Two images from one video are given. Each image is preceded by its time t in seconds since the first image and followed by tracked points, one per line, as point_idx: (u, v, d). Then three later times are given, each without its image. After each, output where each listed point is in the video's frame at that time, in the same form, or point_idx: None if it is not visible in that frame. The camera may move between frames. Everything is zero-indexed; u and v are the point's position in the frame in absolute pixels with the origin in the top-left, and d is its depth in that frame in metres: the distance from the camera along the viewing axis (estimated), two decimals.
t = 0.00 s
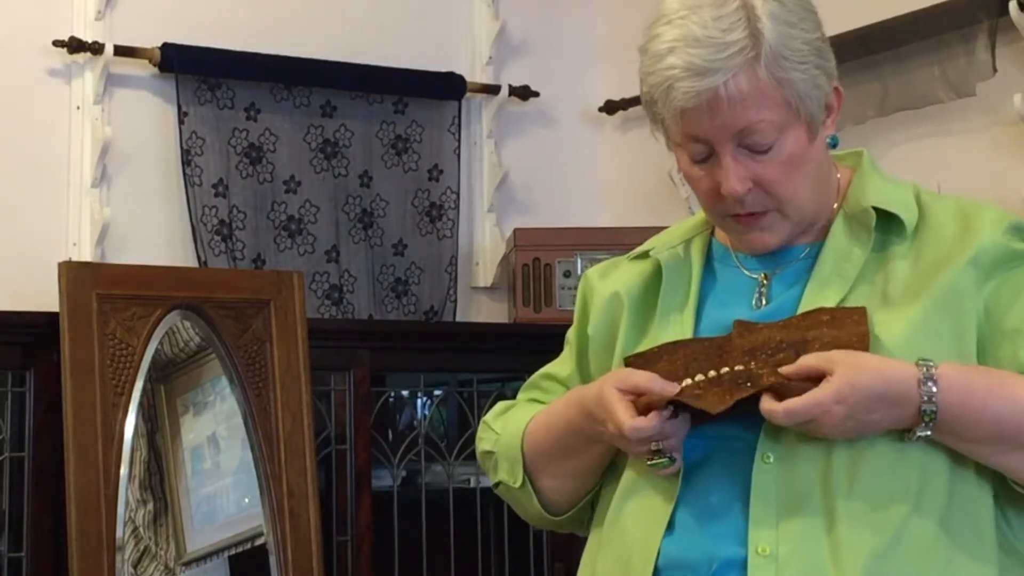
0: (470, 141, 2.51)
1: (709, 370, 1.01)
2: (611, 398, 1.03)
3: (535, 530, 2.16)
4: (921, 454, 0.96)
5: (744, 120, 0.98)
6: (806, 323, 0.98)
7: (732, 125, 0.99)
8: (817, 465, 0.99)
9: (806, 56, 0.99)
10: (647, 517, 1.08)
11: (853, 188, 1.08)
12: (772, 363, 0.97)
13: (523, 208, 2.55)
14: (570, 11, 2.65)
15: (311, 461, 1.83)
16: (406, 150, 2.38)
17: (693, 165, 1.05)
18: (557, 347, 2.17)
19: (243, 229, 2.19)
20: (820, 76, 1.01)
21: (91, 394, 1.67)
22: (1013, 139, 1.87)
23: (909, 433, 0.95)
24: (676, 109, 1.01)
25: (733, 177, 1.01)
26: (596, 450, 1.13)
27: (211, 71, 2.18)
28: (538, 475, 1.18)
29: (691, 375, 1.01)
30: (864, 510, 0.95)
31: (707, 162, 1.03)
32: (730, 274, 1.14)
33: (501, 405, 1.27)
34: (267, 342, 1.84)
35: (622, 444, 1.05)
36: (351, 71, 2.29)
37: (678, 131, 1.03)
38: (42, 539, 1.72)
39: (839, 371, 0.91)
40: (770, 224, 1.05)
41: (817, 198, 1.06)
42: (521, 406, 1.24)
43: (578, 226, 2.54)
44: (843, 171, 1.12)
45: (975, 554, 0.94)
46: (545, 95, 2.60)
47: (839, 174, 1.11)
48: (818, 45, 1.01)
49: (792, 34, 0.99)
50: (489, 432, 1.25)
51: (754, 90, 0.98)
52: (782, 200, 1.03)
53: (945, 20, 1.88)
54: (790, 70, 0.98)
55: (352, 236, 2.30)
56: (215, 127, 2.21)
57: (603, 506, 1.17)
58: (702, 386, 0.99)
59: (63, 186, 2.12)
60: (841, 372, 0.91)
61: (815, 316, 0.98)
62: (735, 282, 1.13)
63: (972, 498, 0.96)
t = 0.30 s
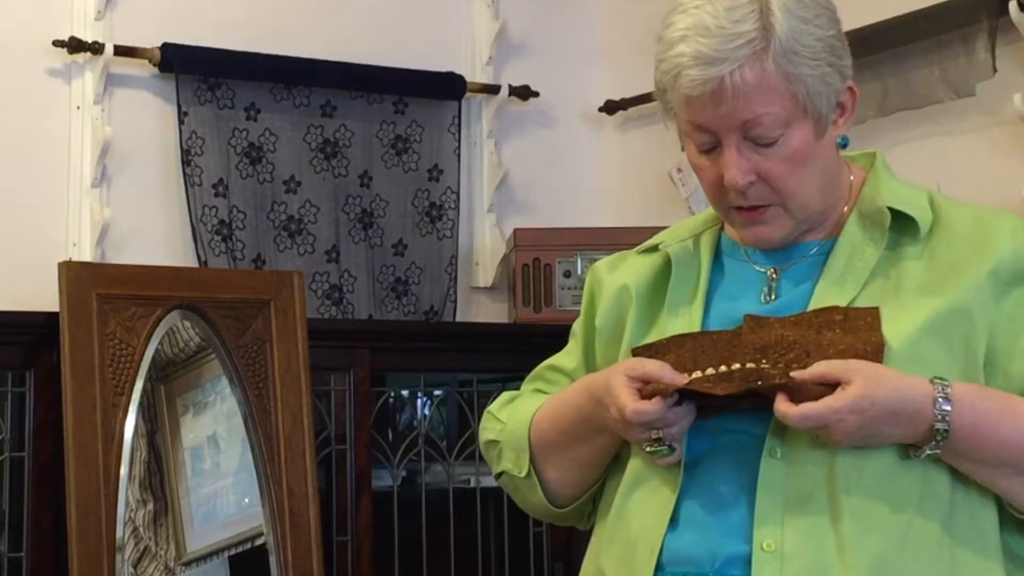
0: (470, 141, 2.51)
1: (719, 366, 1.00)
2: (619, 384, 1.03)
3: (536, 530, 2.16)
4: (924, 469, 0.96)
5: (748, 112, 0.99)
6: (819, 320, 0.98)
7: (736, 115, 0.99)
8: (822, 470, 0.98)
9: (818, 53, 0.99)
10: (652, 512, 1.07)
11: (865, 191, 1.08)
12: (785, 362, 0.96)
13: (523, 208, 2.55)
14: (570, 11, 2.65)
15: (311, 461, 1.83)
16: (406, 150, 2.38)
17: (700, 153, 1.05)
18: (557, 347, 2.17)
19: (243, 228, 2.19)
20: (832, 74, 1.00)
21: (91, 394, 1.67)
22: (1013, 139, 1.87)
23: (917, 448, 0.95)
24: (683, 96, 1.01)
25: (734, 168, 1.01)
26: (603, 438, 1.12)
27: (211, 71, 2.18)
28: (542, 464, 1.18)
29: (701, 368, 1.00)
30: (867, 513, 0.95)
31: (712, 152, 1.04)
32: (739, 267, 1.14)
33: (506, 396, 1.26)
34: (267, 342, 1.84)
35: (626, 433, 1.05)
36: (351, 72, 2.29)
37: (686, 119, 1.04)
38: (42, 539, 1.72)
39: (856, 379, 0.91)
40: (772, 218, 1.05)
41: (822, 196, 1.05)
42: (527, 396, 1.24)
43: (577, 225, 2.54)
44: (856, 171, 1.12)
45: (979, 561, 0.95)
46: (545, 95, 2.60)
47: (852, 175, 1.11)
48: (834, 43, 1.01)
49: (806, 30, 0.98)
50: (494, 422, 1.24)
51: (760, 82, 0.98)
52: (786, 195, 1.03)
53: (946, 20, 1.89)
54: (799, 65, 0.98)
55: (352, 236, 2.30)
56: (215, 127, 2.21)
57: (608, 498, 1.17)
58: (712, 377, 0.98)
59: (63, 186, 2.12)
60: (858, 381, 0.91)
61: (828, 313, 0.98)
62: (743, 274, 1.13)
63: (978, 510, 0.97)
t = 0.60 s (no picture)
0: (470, 141, 2.51)
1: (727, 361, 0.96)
2: (625, 387, 1.00)
3: (535, 531, 2.16)
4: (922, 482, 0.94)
5: (758, 53, 0.98)
6: (827, 317, 0.94)
7: (745, 51, 0.98)
8: (824, 476, 0.95)
9: (846, 32, 0.98)
10: (657, 509, 1.06)
11: (880, 193, 1.04)
12: (793, 360, 0.93)
13: (522, 209, 2.55)
14: (570, 10, 2.65)
15: (311, 462, 1.84)
16: (406, 150, 2.38)
17: (709, 94, 1.04)
18: (557, 348, 2.17)
19: (243, 229, 2.19)
20: (856, 58, 0.99)
21: (91, 394, 1.67)
22: (1013, 139, 1.87)
23: (919, 466, 0.93)
24: (705, 32, 1.01)
25: (732, 105, 1.00)
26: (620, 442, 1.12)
27: (211, 70, 2.17)
28: (566, 472, 1.16)
29: (706, 364, 0.97)
30: (867, 522, 0.92)
31: (718, 93, 1.03)
32: (748, 259, 1.10)
33: (526, 415, 1.24)
34: (267, 342, 1.84)
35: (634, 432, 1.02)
36: (350, 72, 2.29)
37: (705, 61, 1.03)
38: (42, 539, 1.72)
39: (869, 390, 0.87)
40: (755, 177, 1.01)
41: (814, 174, 1.01)
42: (545, 409, 1.22)
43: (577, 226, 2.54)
44: (871, 171, 1.08)
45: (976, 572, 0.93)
46: (545, 95, 2.60)
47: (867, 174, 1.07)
48: (864, 27, 0.99)
49: (841, 5, 0.97)
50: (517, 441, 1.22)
51: (774, 28, 0.97)
52: (775, 153, 0.99)
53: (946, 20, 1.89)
54: (820, 25, 0.97)
55: (352, 236, 2.30)
56: (215, 128, 2.20)
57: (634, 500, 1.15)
58: (719, 376, 0.95)
59: (63, 186, 2.12)
60: (870, 392, 0.87)
61: (838, 310, 0.95)
62: (752, 267, 1.09)
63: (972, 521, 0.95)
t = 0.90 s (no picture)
0: (470, 141, 2.51)
1: (728, 361, 0.96)
2: (627, 389, 1.00)
3: (535, 531, 2.16)
4: (923, 485, 0.94)
5: (771, 37, 1.00)
6: (831, 317, 0.94)
7: (757, 35, 1.01)
8: (824, 475, 0.95)
9: (862, 21, 0.99)
10: (658, 507, 1.06)
11: (891, 194, 1.04)
12: (794, 359, 0.94)
13: (522, 209, 2.55)
14: (571, 10, 2.65)
15: (311, 462, 1.84)
16: (406, 150, 2.38)
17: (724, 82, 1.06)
18: (556, 348, 2.18)
19: (243, 229, 2.19)
20: (870, 48, 1.00)
21: (91, 395, 1.67)
22: (1013, 139, 1.87)
23: (919, 468, 0.92)
24: (729, 20, 1.04)
25: (741, 87, 1.01)
26: (627, 443, 1.12)
27: (211, 70, 2.17)
28: (578, 474, 1.16)
29: (707, 365, 0.97)
30: (864, 523, 0.92)
31: (732, 79, 1.05)
32: (758, 258, 1.10)
33: (541, 417, 1.24)
34: (267, 342, 1.84)
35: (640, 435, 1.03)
36: (350, 72, 2.29)
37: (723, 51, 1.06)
38: (42, 539, 1.72)
39: (863, 396, 0.87)
40: (761, 159, 1.01)
41: (823, 160, 1.01)
42: (558, 413, 1.22)
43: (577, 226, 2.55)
44: (885, 171, 1.08)
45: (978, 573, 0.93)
46: (545, 95, 2.60)
47: (880, 174, 1.07)
48: (880, 20, 0.99)
49: None
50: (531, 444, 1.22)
51: (787, 15, 1.00)
52: (782, 135, 1.00)
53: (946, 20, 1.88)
54: (833, 12, 0.98)
55: (352, 236, 2.31)
56: (215, 128, 2.20)
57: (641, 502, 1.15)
58: (719, 376, 0.95)
59: (62, 186, 2.11)
60: (866, 398, 0.87)
61: (841, 311, 0.95)
62: (761, 265, 1.09)
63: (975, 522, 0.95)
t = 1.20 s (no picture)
0: (470, 141, 2.51)
1: (725, 361, 0.96)
2: (626, 390, 1.01)
3: (536, 531, 2.16)
4: (918, 485, 0.93)
5: (765, 36, 1.00)
6: (830, 317, 0.94)
7: (751, 34, 1.01)
8: (818, 475, 0.95)
9: (856, 18, 0.99)
10: (658, 508, 1.06)
11: (892, 192, 1.03)
12: (789, 359, 0.94)
13: (522, 209, 2.55)
14: (571, 10, 2.65)
15: (311, 462, 1.84)
16: (406, 150, 2.38)
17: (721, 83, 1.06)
18: (556, 347, 2.17)
19: (243, 229, 2.19)
20: (865, 45, 0.99)
21: (91, 395, 1.67)
22: (1013, 139, 1.87)
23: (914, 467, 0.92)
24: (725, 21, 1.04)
25: (736, 87, 1.02)
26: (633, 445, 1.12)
27: (210, 70, 2.17)
28: (591, 481, 1.17)
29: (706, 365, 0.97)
30: (860, 523, 0.92)
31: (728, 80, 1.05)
32: (759, 258, 1.10)
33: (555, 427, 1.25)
34: (267, 342, 1.84)
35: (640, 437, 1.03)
36: (350, 72, 2.29)
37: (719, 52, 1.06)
38: (42, 539, 1.72)
39: (855, 395, 0.87)
40: (758, 160, 1.01)
41: (821, 157, 1.00)
42: (571, 420, 1.22)
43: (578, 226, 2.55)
44: (887, 168, 1.07)
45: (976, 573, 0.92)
46: (545, 95, 2.60)
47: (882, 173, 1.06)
48: (875, 17, 0.99)
49: None
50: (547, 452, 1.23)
51: (781, 13, 1.00)
52: (777, 133, 1.00)
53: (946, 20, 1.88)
54: (827, 9, 0.98)
55: (352, 236, 2.31)
56: (215, 128, 2.20)
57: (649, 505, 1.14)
58: (716, 375, 0.95)
59: (63, 186, 2.12)
60: (859, 396, 0.87)
61: (840, 310, 0.94)
62: (763, 266, 1.09)
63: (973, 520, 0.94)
